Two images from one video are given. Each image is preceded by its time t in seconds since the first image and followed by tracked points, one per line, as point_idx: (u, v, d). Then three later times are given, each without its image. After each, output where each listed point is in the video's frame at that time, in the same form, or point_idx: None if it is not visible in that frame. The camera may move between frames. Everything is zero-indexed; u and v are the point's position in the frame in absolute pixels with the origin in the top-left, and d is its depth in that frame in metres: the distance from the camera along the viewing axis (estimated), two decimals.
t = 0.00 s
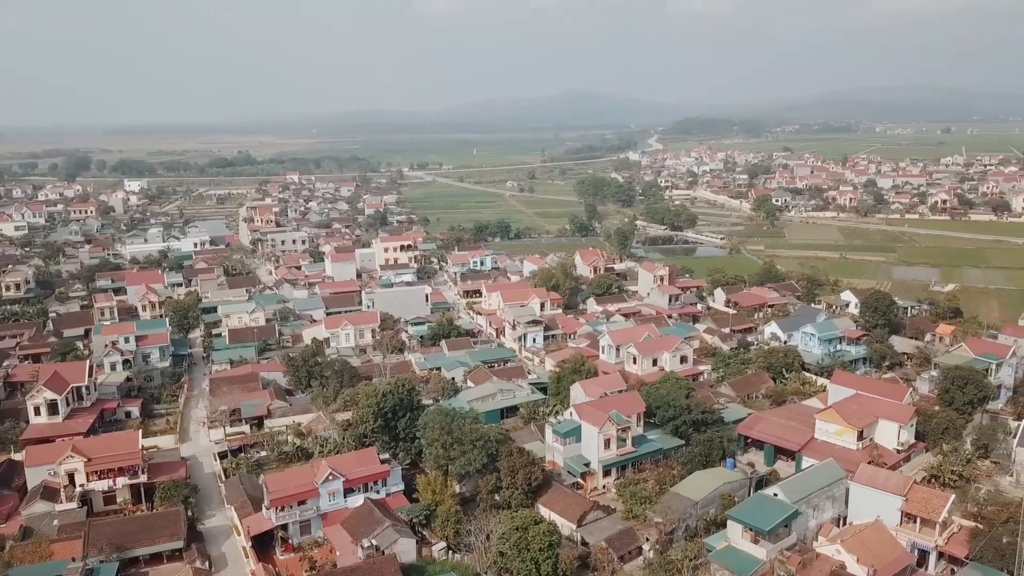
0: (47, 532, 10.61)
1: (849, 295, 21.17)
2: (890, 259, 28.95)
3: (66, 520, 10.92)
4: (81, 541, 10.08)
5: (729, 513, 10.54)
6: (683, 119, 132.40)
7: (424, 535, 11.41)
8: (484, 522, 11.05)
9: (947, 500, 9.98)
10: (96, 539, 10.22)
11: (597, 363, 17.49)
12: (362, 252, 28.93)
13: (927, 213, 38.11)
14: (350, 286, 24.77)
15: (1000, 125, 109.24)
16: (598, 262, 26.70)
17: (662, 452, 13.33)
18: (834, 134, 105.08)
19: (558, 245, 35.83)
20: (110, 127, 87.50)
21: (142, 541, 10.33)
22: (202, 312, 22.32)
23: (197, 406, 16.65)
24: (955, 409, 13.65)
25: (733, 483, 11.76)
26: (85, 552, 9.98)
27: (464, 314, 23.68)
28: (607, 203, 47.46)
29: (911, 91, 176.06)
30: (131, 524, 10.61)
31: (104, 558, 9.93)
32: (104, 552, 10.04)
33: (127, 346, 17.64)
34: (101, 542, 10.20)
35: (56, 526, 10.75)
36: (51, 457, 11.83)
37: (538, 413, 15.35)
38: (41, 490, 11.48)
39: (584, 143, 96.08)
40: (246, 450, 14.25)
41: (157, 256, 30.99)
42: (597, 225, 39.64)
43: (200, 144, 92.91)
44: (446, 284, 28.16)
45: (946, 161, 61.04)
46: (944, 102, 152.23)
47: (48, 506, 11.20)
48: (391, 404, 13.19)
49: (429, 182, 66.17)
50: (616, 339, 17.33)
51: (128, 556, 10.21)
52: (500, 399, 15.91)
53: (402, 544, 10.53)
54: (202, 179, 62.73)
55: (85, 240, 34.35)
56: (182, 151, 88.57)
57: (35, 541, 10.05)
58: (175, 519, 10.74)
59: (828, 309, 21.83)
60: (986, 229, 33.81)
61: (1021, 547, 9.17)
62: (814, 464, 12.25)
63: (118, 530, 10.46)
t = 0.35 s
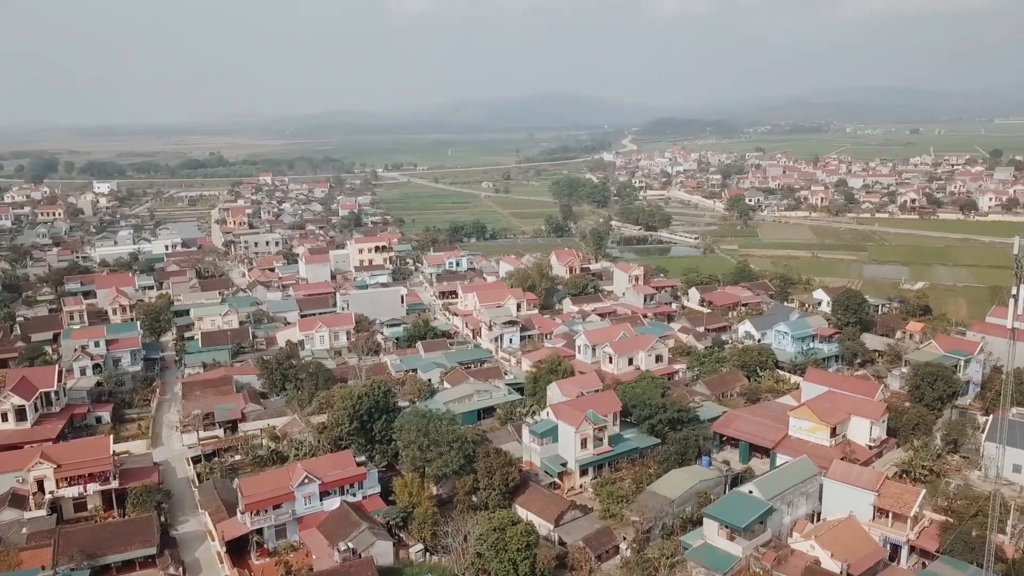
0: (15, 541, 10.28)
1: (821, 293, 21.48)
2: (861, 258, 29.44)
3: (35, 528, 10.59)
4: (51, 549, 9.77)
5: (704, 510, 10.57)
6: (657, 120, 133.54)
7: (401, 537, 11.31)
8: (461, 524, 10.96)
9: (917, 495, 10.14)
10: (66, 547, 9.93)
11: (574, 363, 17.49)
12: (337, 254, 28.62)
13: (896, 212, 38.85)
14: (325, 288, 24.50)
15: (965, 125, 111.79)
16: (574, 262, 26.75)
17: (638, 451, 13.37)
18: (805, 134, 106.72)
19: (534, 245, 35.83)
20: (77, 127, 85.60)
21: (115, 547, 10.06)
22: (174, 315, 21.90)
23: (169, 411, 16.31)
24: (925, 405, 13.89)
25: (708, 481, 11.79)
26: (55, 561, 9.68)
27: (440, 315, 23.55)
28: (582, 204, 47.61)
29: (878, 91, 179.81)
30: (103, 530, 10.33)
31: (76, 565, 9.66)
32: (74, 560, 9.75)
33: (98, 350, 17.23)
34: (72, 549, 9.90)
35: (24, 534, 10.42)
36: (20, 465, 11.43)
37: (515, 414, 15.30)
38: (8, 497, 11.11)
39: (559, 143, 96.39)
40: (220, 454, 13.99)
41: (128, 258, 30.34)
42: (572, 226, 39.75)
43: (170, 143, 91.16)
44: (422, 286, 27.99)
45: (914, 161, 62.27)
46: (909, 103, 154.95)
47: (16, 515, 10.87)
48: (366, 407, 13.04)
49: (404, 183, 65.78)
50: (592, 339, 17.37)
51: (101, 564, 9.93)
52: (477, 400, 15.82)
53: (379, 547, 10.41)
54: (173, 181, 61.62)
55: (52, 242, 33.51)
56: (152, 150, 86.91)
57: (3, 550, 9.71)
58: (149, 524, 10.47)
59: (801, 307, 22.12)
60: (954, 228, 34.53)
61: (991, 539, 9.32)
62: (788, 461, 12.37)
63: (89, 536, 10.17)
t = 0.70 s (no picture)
0: None
1: (794, 292, 21.74)
2: (832, 257, 29.89)
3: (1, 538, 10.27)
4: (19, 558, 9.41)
5: (680, 509, 10.59)
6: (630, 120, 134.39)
7: (378, 540, 11.18)
8: (438, 525, 10.86)
9: (889, 490, 10.28)
10: (35, 555, 9.60)
11: (550, 363, 17.47)
12: (310, 255, 28.28)
13: (866, 212, 39.52)
14: (299, 290, 24.19)
15: (929, 126, 114.18)
16: (550, 263, 26.76)
17: (615, 450, 13.39)
18: (776, 134, 108.12)
19: (509, 246, 35.77)
20: (43, 127, 83.56)
21: (85, 556, 9.78)
22: (145, 318, 21.46)
23: (141, 415, 15.98)
24: (896, 401, 14.13)
25: (684, 479, 11.83)
26: (24, 569, 9.31)
27: (415, 316, 23.37)
28: (557, 204, 47.70)
29: (847, 92, 182.98)
30: (73, 537, 10.03)
31: (45, 573, 9.30)
32: (44, 569, 9.40)
33: (66, 354, 16.82)
34: (41, 557, 9.57)
35: None
36: None
37: (491, 414, 15.23)
38: None
39: (534, 143, 96.54)
40: (193, 459, 13.72)
41: (96, 261, 29.70)
42: (547, 226, 39.79)
43: (138, 143, 89.44)
44: (397, 287, 27.79)
45: (883, 161, 63.39)
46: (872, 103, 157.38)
47: None
48: (341, 409, 12.86)
49: (378, 183, 65.39)
50: (568, 339, 17.37)
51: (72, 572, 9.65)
52: (453, 401, 15.72)
53: (355, 550, 10.28)
54: (142, 182, 60.47)
55: (17, 245, 32.66)
56: (119, 150, 85.18)
57: None
58: (121, 531, 10.19)
59: (774, 306, 22.36)
60: (921, 227, 35.23)
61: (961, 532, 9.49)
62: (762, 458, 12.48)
63: (59, 544, 9.86)
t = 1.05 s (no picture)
0: None
1: (766, 290, 21.99)
2: (804, 256, 30.32)
3: None
4: None
5: (656, 507, 10.63)
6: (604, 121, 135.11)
7: (354, 543, 11.05)
8: (415, 527, 10.77)
9: (861, 485, 10.43)
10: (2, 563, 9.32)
11: (526, 363, 17.44)
12: (283, 257, 27.92)
13: (836, 211, 40.14)
14: (272, 292, 23.86)
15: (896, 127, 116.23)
16: (525, 263, 26.74)
17: (591, 449, 13.40)
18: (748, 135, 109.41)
19: (484, 246, 35.70)
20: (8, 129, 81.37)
21: (56, 563, 9.52)
22: (115, 321, 20.99)
23: (112, 419, 15.62)
24: (867, 397, 14.36)
25: (660, 477, 11.88)
26: None
27: (391, 318, 23.18)
28: (532, 205, 47.74)
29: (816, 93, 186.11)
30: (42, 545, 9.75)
31: None
32: None
33: (34, 359, 16.39)
34: (8, 565, 9.30)
35: None
36: None
37: (468, 415, 15.15)
38: None
39: (508, 143, 96.53)
40: (165, 463, 13.43)
41: (63, 264, 28.98)
42: (523, 226, 39.79)
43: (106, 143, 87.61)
44: (372, 288, 27.57)
45: (853, 161, 64.46)
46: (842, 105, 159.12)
47: None
48: (316, 412, 12.68)
49: (352, 184, 64.85)
50: (544, 339, 17.36)
51: None
52: (429, 403, 15.61)
53: (331, 554, 10.14)
54: (110, 183, 59.19)
55: None
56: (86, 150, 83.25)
57: None
58: (94, 538, 9.94)
59: (747, 305, 22.62)
60: (890, 226, 35.91)
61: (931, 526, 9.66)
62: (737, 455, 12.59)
63: (28, 552, 9.58)
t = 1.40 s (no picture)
0: None
1: (740, 289, 22.22)
2: (776, 255, 30.69)
3: None
4: None
5: (633, 505, 10.65)
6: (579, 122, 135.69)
7: (331, 546, 10.92)
8: (392, 529, 10.66)
9: (834, 481, 10.56)
10: None
11: (502, 364, 17.39)
12: (256, 258, 27.52)
13: (808, 211, 40.73)
14: (246, 294, 23.51)
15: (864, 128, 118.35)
16: (501, 264, 26.70)
17: (568, 449, 13.39)
18: (721, 135, 110.66)
19: (460, 247, 35.58)
20: None
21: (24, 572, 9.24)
22: (85, 325, 20.50)
23: (81, 424, 15.24)
24: (840, 394, 14.58)
25: (637, 475, 11.91)
26: None
27: (365, 319, 22.97)
28: (507, 206, 47.70)
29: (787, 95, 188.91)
30: (10, 553, 9.47)
31: None
32: None
33: None
34: None
35: None
36: None
37: (444, 417, 15.07)
38: None
39: (484, 143, 96.47)
40: (137, 469, 13.13)
41: (29, 267, 28.24)
42: (498, 227, 39.72)
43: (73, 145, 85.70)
44: (346, 290, 27.31)
45: (824, 161, 65.48)
46: (816, 106, 160.07)
47: None
48: (291, 415, 12.49)
49: (326, 185, 64.27)
50: (520, 339, 17.33)
51: None
52: (405, 404, 15.48)
53: (308, 557, 9.99)
54: (78, 185, 57.90)
55: None
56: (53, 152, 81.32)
57: None
58: (63, 545, 9.70)
59: (721, 304, 22.83)
60: (860, 225, 36.51)
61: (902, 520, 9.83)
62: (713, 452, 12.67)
63: None
